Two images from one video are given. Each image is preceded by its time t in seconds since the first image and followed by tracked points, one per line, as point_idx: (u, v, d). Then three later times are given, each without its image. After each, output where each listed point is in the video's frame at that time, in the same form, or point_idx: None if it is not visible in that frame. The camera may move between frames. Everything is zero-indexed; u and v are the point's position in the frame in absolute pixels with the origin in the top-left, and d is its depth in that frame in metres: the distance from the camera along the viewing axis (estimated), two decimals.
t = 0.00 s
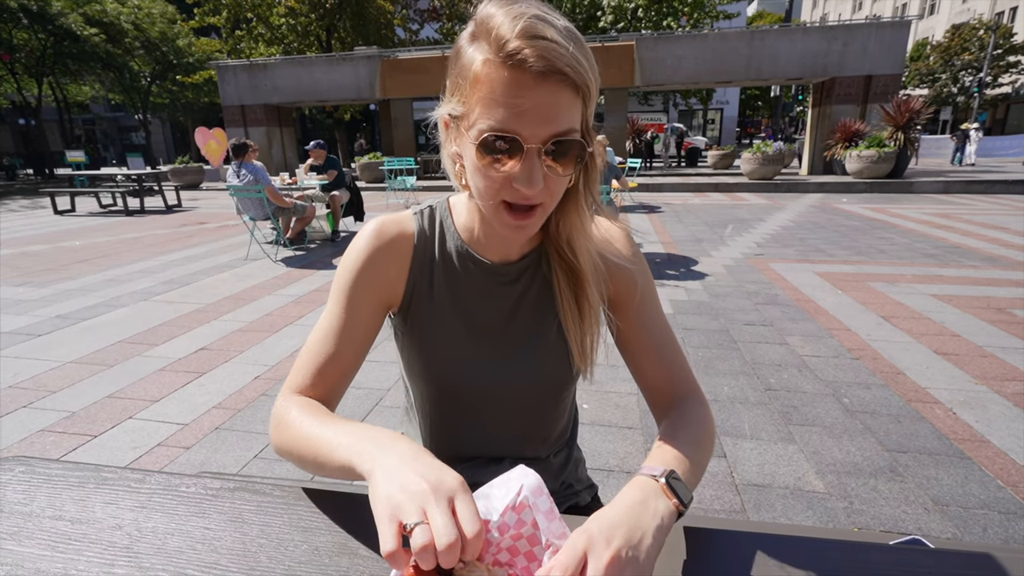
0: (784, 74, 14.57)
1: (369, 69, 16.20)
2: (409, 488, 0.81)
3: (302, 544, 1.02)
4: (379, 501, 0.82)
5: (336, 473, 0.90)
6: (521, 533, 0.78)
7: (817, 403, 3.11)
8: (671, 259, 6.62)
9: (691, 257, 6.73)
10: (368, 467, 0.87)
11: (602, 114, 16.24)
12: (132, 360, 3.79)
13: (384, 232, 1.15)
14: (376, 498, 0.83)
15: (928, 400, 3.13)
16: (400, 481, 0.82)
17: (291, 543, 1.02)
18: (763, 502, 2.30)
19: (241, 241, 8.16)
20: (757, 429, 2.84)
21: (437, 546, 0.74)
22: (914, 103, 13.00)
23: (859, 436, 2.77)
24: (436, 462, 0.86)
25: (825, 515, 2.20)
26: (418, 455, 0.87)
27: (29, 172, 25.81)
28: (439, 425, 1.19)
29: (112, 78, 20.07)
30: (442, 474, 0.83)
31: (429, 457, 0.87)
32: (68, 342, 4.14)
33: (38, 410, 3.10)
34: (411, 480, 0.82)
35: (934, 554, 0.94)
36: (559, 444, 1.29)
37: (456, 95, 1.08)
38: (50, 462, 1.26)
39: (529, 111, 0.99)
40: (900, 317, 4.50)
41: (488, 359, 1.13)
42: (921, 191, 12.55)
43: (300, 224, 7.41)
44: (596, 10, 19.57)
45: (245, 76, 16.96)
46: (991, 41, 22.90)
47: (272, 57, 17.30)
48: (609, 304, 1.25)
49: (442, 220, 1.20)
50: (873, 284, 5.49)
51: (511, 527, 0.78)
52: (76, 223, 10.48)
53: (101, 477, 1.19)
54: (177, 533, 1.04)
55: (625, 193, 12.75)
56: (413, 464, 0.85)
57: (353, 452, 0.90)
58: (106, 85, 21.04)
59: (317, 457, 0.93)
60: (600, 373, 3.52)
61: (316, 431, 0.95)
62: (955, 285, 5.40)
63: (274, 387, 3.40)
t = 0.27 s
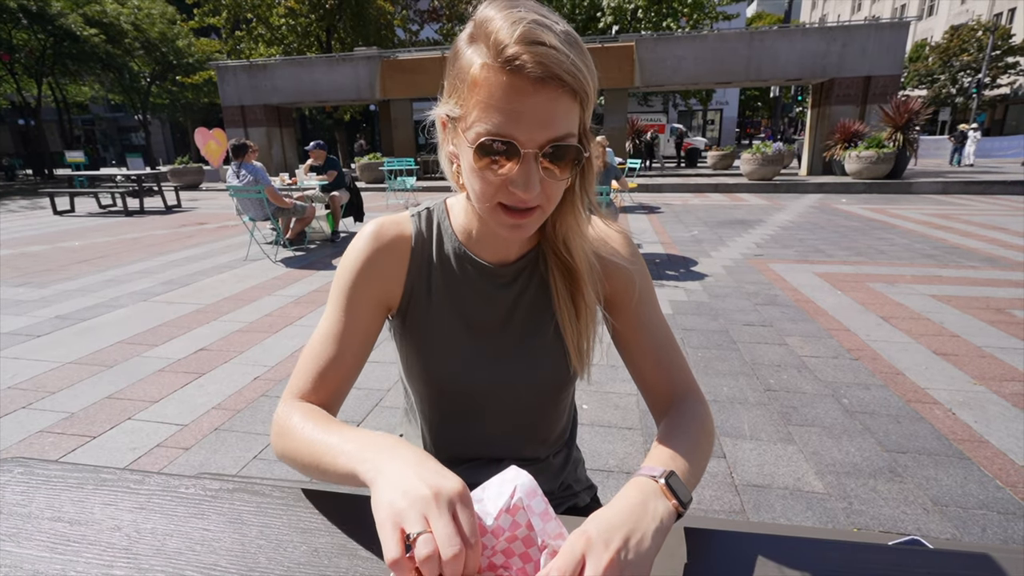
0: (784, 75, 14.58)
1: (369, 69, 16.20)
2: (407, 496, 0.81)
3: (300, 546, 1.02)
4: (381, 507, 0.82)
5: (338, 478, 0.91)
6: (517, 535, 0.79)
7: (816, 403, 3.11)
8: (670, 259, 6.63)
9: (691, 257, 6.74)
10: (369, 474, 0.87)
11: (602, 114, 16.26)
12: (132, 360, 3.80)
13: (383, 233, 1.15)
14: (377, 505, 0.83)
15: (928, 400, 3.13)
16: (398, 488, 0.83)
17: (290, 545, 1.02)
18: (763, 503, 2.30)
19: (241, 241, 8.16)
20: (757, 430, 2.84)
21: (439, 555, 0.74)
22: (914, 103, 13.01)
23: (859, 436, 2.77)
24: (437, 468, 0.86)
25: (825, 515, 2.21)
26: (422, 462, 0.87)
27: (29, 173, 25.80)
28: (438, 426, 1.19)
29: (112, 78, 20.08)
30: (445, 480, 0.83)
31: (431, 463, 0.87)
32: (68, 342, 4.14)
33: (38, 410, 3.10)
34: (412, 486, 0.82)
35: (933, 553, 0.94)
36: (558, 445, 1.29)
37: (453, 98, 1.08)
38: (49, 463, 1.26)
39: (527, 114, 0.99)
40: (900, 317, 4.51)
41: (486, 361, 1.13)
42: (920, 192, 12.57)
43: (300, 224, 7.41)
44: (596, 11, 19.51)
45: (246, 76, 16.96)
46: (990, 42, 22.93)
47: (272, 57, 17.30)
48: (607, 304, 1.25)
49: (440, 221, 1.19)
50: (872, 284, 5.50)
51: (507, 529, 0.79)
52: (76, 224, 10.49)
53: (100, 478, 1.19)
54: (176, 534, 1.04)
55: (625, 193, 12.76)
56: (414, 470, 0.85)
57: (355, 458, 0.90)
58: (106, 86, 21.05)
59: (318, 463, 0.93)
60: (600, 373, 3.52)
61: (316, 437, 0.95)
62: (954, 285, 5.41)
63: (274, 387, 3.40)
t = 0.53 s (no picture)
0: (784, 75, 14.58)
1: (369, 70, 16.19)
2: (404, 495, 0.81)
3: (300, 545, 1.02)
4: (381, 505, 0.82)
5: (337, 478, 0.91)
6: (516, 535, 0.79)
7: (816, 403, 3.12)
8: (670, 259, 6.64)
9: (691, 258, 6.75)
10: (368, 472, 0.87)
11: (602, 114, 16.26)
12: (132, 360, 3.80)
13: (382, 233, 1.15)
14: (375, 505, 0.83)
15: (927, 401, 3.14)
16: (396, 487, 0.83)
17: (290, 544, 1.02)
18: (762, 503, 2.30)
19: (241, 241, 8.16)
20: (756, 431, 2.84)
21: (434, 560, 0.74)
22: (914, 104, 13.01)
23: (858, 436, 2.77)
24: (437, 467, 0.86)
25: (824, 515, 2.21)
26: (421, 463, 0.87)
27: (28, 172, 25.80)
28: (437, 426, 1.19)
29: (112, 78, 20.08)
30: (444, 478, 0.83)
31: (430, 464, 0.87)
32: (68, 342, 4.15)
33: (38, 410, 3.10)
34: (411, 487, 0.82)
35: (932, 554, 0.94)
36: (557, 445, 1.29)
37: (451, 97, 1.08)
38: (48, 462, 1.26)
39: (525, 113, 0.99)
40: (899, 318, 4.51)
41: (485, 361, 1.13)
42: (920, 192, 12.58)
43: (300, 224, 7.42)
44: (596, 12, 19.47)
45: (245, 75, 16.96)
46: (990, 43, 22.95)
47: (272, 57, 17.30)
48: (606, 304, 1.25)
49: (439, 221, 1.20)
50: (872, 285, 5.50)
51: (505, 529, 0.79)
52: (76, 224, 10.49)
53: (100, 477, 1.20)
54: (175, 533, 1.04)
55: (625, 193, 12.79)
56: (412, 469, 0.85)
57: (355, 457, 0.90)
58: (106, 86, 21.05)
59: (317, 462, 0.93)
60: (600, 373, 3.53)
61: (315, 436, 0.95)
62: (954, 286, 5.42)
63: (274, 387, 3.40)
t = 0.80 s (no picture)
0: (783, 75, 14.59)
1: (369, 70, 16.19)
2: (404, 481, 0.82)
3: (299, 546, 1.02)
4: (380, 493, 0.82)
5: (337, 475, 0.90)
6: (516, 535, 0.79)
7: (816, 404, 3.12)
8: (670, 260, 6.64)
9: (691, 258, 6.75)
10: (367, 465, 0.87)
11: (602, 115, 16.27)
12: (132, 360, 3.80)
13: (381, 233, 1.16)
14: (377, 494, 0.83)
15: (927, 401, 3.13)
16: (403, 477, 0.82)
17: (290, 544, 1.02)
18: (761, 503, 2.30)
19: (241, 241, 8.16)
20: (756, 431, 2.84)
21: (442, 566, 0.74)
22: (914, 104, 13.00)
23: (858, 437, 2.77)
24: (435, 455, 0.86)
25: (823, 515, 2.21)
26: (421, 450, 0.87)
27: (28, 172, 25.79)
28: (437, 426, 1.19)
29: (111, 78, 20.07)
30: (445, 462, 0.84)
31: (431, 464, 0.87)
32: (67, 342, 4.14)
33: (37, 410, 3.10)
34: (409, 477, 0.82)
35: (931, 555, 0.94)
36: (557, 446, 1.29)
37: (452, 96, 1.08)
38: (47, 462, 1.26)
39: (526, 111, 0.99)
40: (899, 318, 4.51)
41: (484, 360, 1.13)
42: (919, 193, 12.58)
43: (300, 224, 7.41)
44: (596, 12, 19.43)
45: (245, 75, 16.95)
46: (990, 43, 22.95)
47: (272, 58, 17.30)
48: (606, 305, 1.25)
49: (439, 221, 1.20)
50: (872, 285, 5.51)
51: (505, 531, 0.79)
52: (76, 224, 10.49)
53: (99, 477, 1.19)
54: (174, 534, 1.04)
55: (625, 194, 12.79)
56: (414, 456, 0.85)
57: (354, 452, 0.90)
58: (106, 86, 21.04)
59: (315, 458, 0.93)
60: (600, 373, 3.53)
61: (314, 432, 0.95)
62: (954, 286, 5.42)
63: (273, 387, 3.40)
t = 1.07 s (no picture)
0: (783, 76, 14.59)
1: (369, 69, 16.19)
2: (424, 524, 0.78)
3: (298, 546, 1.02)
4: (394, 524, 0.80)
5: (334, 478, 0.89)
6: (516, 535, 0.80)
7: (815, 404, 3.12)
8: (670, 260, 6.64)
9: (690, 258, 6.75)
10: (367, 474, 0.86)
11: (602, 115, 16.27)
12: (131, 360, 3.79)
13: (381, 231, 1.15)
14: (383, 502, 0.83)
15: (926, 402, 3.13)
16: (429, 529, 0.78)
17: (288, 544, 1.02)
18: (761, 504, 2.30)
19: (240, 241, 8.15)
20: (755, 431, 2.84)
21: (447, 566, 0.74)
22: (913, 105, 12.98)
23: (857, 437, 2.77)
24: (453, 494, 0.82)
25: (823, 516, 2.21)
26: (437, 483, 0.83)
27: (27, 172, 25.76)
28: (436, 426, 1.19)
29: (111, 78, 20.06)
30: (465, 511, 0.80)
31: (429, 463, 0.87)
32: (66, 342, 4.14)
33: (35, 410, 3.10)
34: (420, 495, 0.82)
35: (931, 554, 0.94)
36: (556, 446, 1.29)
37: (451, 94, 1.08)
38: (46, 462, 1.26)
39: (525, 108, 0.99)
40: (898, 319, 4.52)
41: (484, 360, 1.13)
42: (919, 193, 12.59)
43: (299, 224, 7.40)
44: (596, 12, 19.40)
45: (245, 75, 16.95)
46: (988, 44, 22.99)
47: (272, 57, 17.29)
48: (605, 304, 1.25)
49: (439, 220, 1.20)
50: (871, 286, 5.51)
51: (506, 529, 0.80)
52: (75, 223, 10.47)
53: (98, 478, 1.19)
54: (173, 534, 1.04)
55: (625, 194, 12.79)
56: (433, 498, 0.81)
57: (352, 460, 0.88)
58: (105, 85, 21.02)
59: (309, 461, 0.91)
60: (599, 373, 3.53)
61: (310, 435, 0.93)
62: (953, 287, 5.42)
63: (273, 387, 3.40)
